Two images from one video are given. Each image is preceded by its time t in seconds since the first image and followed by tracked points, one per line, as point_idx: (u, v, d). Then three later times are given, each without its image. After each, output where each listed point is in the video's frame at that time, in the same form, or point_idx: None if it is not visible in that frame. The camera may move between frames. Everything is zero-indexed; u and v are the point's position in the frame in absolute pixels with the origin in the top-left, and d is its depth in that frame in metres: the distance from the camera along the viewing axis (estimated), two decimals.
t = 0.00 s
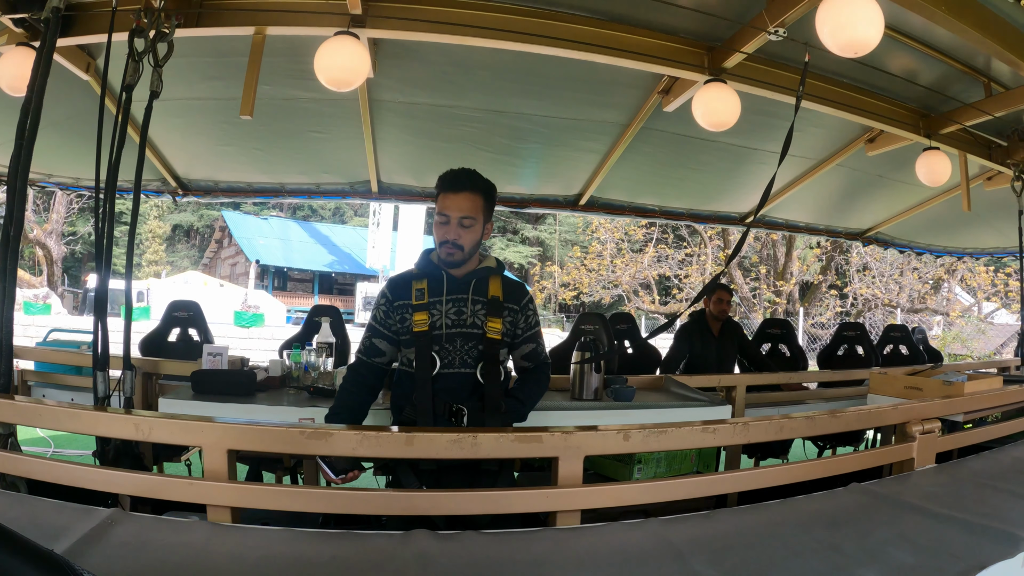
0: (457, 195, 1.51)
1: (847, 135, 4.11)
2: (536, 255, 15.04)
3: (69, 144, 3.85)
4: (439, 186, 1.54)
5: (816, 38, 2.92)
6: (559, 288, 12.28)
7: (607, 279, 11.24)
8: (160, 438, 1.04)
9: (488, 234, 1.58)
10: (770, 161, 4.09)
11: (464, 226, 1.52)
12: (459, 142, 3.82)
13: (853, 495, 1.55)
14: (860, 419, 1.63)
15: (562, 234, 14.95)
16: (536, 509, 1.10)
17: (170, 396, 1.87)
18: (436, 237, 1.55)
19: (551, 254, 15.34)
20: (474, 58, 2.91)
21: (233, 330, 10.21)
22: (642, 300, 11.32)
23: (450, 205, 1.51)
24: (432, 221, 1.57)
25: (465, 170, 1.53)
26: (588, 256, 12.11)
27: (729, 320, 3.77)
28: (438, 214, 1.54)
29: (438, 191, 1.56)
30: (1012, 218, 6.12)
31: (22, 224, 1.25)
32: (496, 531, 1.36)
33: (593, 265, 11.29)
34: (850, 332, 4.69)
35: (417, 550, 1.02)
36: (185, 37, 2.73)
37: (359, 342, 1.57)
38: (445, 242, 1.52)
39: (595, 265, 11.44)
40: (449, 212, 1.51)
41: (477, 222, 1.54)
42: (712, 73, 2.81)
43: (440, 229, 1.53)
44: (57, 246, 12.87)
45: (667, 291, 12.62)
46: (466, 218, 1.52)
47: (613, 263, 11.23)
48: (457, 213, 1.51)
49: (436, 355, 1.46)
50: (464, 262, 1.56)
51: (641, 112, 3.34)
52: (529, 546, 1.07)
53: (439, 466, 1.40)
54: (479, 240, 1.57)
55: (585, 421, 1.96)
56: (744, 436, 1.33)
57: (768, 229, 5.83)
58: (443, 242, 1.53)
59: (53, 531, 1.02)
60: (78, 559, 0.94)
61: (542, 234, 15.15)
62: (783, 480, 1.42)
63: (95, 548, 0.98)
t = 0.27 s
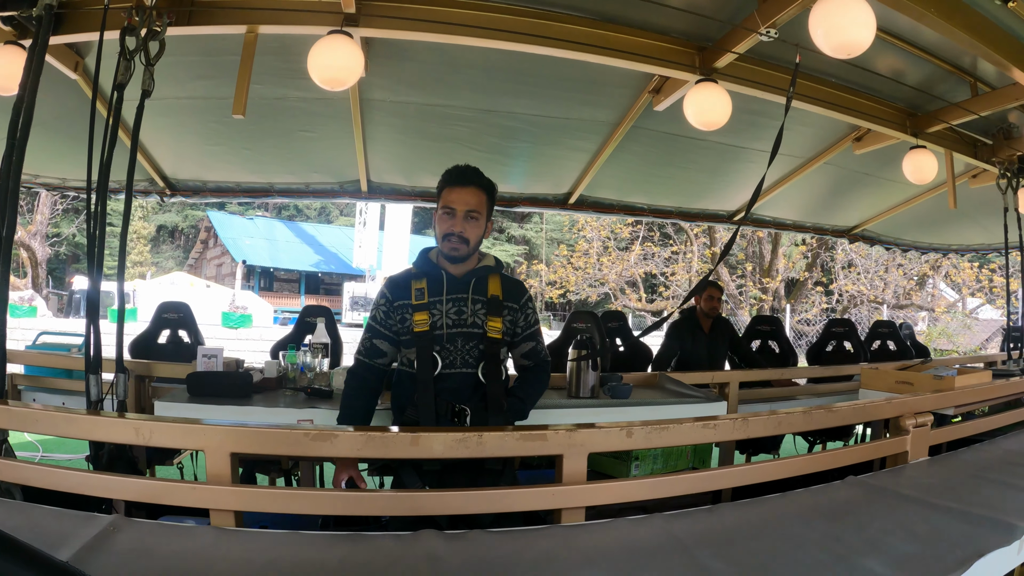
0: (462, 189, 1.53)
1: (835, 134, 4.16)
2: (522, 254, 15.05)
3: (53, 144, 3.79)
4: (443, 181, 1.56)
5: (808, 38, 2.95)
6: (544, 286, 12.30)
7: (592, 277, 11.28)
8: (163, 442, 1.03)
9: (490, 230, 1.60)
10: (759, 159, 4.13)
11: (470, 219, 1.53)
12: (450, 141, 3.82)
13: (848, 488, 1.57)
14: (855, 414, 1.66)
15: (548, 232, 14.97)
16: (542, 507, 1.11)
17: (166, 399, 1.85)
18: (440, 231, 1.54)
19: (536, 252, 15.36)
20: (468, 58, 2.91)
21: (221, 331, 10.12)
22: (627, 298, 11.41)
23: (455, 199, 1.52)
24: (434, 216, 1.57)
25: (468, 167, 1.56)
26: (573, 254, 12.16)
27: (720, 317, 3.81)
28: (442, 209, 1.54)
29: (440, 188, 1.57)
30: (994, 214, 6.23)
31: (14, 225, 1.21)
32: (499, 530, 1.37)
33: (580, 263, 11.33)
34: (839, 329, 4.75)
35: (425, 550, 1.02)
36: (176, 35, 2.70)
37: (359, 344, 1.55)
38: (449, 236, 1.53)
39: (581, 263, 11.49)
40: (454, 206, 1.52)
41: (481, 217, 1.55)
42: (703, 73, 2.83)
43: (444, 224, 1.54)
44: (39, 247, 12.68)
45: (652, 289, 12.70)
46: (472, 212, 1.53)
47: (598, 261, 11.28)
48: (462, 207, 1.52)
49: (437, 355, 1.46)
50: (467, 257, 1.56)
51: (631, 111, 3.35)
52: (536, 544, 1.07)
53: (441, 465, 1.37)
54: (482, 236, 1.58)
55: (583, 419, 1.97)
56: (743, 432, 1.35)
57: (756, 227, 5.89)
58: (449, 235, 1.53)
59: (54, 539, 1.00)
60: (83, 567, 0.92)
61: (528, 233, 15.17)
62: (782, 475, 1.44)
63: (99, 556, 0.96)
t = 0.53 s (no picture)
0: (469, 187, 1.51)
1: (830, 136, 4.18)
2: (512, 254, 15.04)
3: (40, 143, 3.73)
4: (449, 180, 1.55)
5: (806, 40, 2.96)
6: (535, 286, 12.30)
7: (583, 277, 11.29)
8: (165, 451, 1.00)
9: (498, 228, 1.58)
10: (754, 160, 4.15)
11: (478, 216, 1.51)
12: (446, 142, 3.80)
13: (854, 489, 1.57)
14: (858, 414, 1.66)
15: (538, 233, 14.96)
16: (554, 511, 1.09)
17: (163, 405, 1.82)
18: (447, 229, 1.52)
19: (526, 253, 15.37)
20: (467, 57, 2.89)
21: (211, 332, 10.03)
22: (617, 298, 11.44)
23: (462, 196, 1.50)
24: (440, 215, 1.55)
25: (474, 165, 1.55)
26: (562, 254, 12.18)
27: (716, 318, 3.81)
28: (449, 206, 1.52)
29: (446, 186, 1.55)
30: (985, 215, 6.28)
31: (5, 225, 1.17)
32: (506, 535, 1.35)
33: (570, 263, 11.33)
34: (833, 329, 4.77)
35: (438, 556, 1.00)
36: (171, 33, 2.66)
37: (368, 352, 1.51)
38: (456, 234, 1.50)
39: (571, 263, 11.50)
40: (462, 203, 1.50)
41: (488, 214, 1.53)
42: (701, 74, 2.83)
43: (452, 221, 1.51)
44: (26, 248, 12.51)
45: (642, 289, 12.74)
46: (479, 209, 1.51)
47: (589, 261, 11.31)
48: (469, 204, 1.50)
49: (443, 359, 1.44)
50: (474, 255, 1.53)
51: (627, 112, 3.34)
52: (550, 549, 1.06)
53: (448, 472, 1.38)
54: (489, 234, 1.56)
55: (588, 421, 1.95)
56: (751, 434, 1.34)
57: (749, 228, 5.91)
58: (456, 232, 1.50)
59: (52, 552, 0.95)
60: None
61: (517, 233, 15.18)
62: (789, 477, 1.43)
63: (101, 569, 0.91)
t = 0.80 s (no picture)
0: (476, 185, 1.49)
1: (827, 135, 4.19)
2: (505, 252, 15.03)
3: (31, 141, 3.67)
4: (455, 178, 1.52)
5: (806, 40, 2.96)
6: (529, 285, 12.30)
7: (575, 275, 11.28)
8: (169, 456, 0.98)
9: (505, 227, 1.56)
10: (752, 159, 4.15)
11: (485, 215, 1.49)
12: (444, 140, 3.78)
13: (862, 487, 1.57)
14: (864, 413, 1.66)
15: (530, 231, 14.95)
16: (568, 513, 1.08)
17: (161, 408, 1.78)
18: (454, 229, 1.50)
19: (520, 251, 15.38)
20: (467, 55, 2.87)
21: (203, 332, 9.95)
22: (611, 297, 11.45)
23: (469, 195, 1.49)
24: (447, 214, 1.52)
25: (481, 163, 1.52)
26: (555, 252, 12.18)
27: (714, 316, 3.80)
28: (455, 206, 1.50)
29: (452, 185, 1.53)
30: (977, 214, 6.33)
31: None
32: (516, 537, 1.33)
33: (563, 262, 11.33)
34: (829, 327, 4.77)
35: (452, 560, 0.98)
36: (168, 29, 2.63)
37: (374, 352, 1.49)
38: (463, 233, 1.48)
39: (564, 262, 11.50)
40: (469, 202, 1.48)
41: (496, 213, 1.51)
42: (702, 73, 2.82)
43: (458, 221, 1.49)
44: (15, 247, 12.38)
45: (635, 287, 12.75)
46: (487, 208, 1.49)
47: (581, 259, 11.32)
48: (476, 203, 1.48)
49: (449, 360, 1.43)
50: (481, 255, 1.51)
51: (626, 111, 3.33)
52: (565, 551, 1.04)
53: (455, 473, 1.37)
54: (497, 233, 1.54)
55: (594, 421, 1.94)
56: (760, 433, 1.33)
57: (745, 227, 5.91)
58: (464, 232, 1.48)
59: (55, 562, 0.91)
60: None
61: (509, 232, 15.18)
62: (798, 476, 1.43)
63: None
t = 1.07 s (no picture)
0: (487, 181, 1.46)
1: (832, 132, 4.16)
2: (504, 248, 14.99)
3: (29, 133, 3.63)
4: (466, 173, 1.49)
5: (814, 36, 2.93)
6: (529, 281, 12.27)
7: (575, 270, 11.25)
8: (173, 461, 0.95)
9: (514, 226, 1.54)
10: (756, 156, 4.12)
11: (496, 213, 1.46)
12: (446, 135, 3.74)
13: (874, 488, 1.55)
14: (875, 414, 1.64)
15: (529, 226, 14.92)
16: (580, 517, 1.05)
17: (161, 407, 1.76)
18: (464, 226, 1.47)
19: (519, 247, 15.35)
20: (472, 49, 2.84)
21: (202, 327, 9.92)
22: (610, 292, 11.43)
23: (480, 191, 1.46)
24: (457, 210, 1.50)
25: (493, 159, 1.49)
26: (554, 248, 12.15)
27: (718, 313, 3.77)
28: (466, 202, 1.47)
29: (463, 180, 1.50)
30: (980, 213, 6.31)
31: None
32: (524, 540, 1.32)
33: (562, 257, 11.30)
34: (831, 324, 4.75)
35: (463, 566, 0.96)
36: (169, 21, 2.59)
37: (374, 347, 1.46)
38: (473, 231, 1.45)
39: (563, 257, 11.47)
40: (480, 199, 1.45)
41: (506, 210, 1.49)
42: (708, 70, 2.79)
43: (469, 217, 1.46)
44: (13, 241, 12.32)
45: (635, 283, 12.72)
46: (497, 205, 1.46)
47: (581, 254, 11.29)
48: (487, 199, 1.45)
49: (457, 359, 1.40)
50: (490, 254, 1.49)
51: (630, 106, 3.30)
52: (578, 557, 1.02)
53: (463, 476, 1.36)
54: (506, 231, 1.51)
55: (600, 421, 1.92)
56: (773, 434, 1.31)
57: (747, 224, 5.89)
58: (473, 229, 1.45)
59: (53, 571, 0.89)
60: None
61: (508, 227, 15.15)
62: (810, 478, 1.41)
63: None
